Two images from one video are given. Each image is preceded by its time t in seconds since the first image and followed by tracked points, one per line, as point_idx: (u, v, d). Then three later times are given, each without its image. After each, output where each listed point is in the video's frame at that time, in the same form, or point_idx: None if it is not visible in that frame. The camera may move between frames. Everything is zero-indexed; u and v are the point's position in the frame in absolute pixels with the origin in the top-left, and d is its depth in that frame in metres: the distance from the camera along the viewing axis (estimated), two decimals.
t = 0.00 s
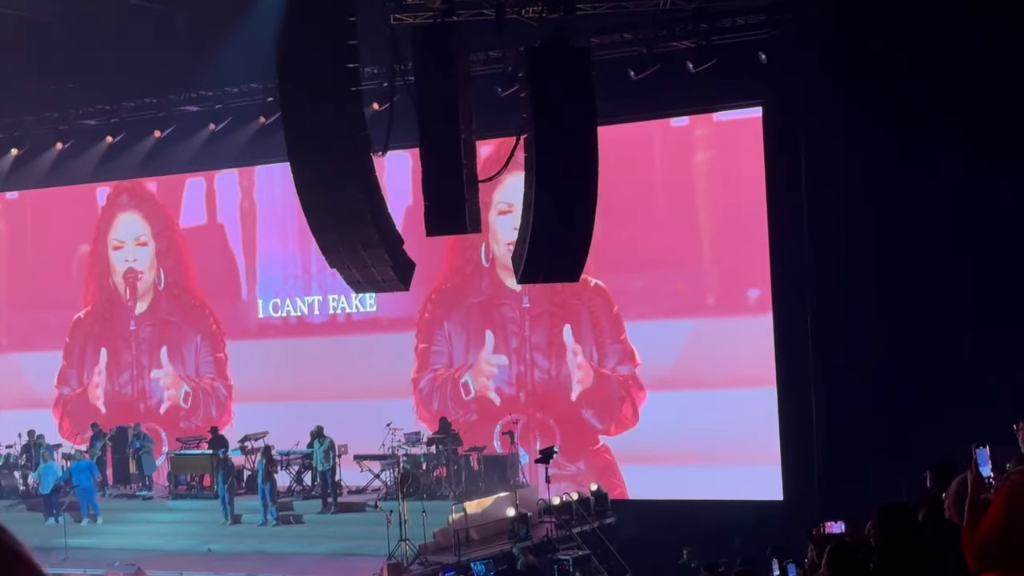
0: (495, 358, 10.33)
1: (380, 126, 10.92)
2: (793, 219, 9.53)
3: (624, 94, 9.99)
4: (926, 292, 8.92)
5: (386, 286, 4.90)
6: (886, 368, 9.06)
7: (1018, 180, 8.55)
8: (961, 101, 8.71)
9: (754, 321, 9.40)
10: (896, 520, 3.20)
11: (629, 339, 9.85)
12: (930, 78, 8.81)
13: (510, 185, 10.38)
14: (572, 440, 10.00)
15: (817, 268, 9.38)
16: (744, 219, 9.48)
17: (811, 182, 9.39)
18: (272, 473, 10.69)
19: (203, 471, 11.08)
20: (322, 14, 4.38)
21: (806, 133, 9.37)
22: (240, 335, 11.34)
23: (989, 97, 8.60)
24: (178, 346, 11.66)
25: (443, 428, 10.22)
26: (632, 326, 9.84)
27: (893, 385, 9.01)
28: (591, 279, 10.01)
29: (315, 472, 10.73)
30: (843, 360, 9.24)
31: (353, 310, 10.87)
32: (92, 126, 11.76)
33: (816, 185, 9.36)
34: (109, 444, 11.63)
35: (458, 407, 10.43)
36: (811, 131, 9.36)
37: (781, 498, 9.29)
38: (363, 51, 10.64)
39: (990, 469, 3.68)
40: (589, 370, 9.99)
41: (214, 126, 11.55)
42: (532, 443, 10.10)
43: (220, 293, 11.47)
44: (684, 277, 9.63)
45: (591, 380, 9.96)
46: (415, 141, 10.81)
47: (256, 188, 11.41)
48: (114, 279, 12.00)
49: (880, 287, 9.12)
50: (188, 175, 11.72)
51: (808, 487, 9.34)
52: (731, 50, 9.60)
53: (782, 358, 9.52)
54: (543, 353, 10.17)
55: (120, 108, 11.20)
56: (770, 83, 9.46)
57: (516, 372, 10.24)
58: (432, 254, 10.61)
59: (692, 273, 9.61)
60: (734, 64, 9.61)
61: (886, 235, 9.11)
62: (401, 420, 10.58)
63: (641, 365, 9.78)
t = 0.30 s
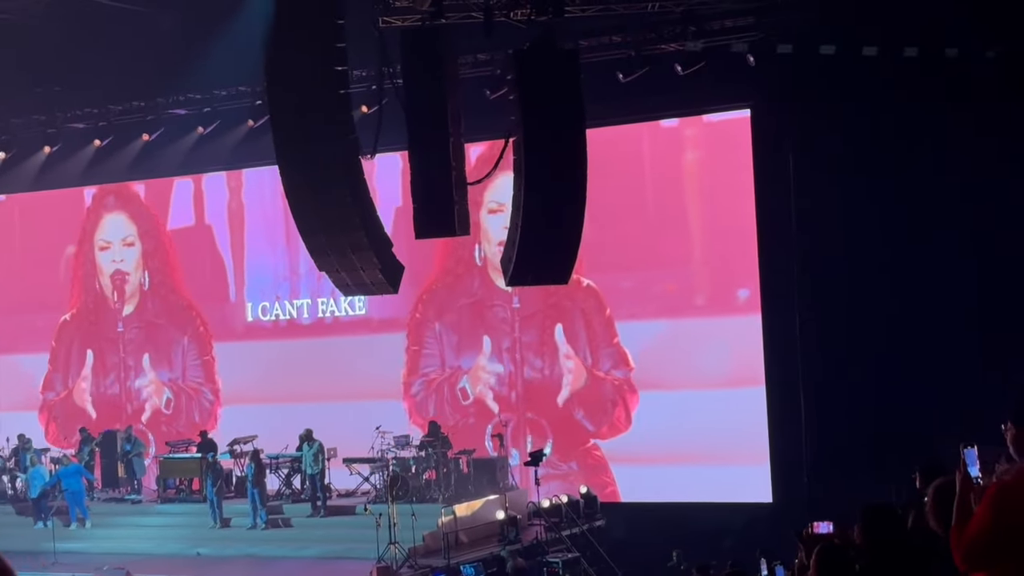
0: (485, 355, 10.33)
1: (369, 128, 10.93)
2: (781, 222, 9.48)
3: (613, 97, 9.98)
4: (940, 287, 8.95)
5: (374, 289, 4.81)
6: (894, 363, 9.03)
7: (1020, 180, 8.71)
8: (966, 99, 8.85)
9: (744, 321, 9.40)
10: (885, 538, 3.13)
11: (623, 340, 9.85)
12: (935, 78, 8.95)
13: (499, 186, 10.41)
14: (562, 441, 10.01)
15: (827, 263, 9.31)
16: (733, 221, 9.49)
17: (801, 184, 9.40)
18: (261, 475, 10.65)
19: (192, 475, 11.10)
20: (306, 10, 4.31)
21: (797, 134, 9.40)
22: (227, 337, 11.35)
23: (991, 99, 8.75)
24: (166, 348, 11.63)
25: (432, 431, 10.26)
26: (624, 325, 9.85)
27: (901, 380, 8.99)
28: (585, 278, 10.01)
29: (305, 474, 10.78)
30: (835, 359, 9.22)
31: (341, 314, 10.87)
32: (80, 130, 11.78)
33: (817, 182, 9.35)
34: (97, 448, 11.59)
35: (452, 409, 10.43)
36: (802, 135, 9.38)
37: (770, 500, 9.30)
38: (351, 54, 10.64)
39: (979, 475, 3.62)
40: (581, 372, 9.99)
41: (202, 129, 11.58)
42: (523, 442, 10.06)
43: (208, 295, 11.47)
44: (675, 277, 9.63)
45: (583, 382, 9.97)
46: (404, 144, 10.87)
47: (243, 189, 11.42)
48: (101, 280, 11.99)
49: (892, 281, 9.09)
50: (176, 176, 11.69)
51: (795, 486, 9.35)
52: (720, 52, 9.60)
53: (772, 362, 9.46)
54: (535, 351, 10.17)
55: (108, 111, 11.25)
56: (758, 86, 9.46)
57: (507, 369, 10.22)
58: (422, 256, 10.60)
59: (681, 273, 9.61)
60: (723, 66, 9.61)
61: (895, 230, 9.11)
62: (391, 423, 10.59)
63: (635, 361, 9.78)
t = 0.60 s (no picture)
0: (476, 353, 10.34)
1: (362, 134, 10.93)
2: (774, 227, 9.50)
3: (606, 103, 9.98)
4: (935, 284, 8.90)
5: (367, 294, 4.82)
6: (891, 357, 9.02)
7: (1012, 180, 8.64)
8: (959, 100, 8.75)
9: (738, 321, 9.41)
10: (871, 543, 3.08)
11: (618, 337, 9.85)
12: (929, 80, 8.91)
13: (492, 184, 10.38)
14: (553, 440, 10.02)
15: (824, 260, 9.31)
16: (724, 223, 9.49)
17: (794, 189, 9.41)
18: (254, 480, 10.56)
19: (185, 480, 11.01)
20: (300, 13, 4.23)
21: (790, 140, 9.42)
22: (222, 340, 11.34)
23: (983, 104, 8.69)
24: (159, 351, 11.60)
25: (425, 436, 10.20)
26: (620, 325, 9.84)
27: (898, 377, 8.98)
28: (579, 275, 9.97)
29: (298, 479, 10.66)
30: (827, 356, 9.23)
31: (334, 319, 10.87)
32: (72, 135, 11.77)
33: (812, 185, 9.35)
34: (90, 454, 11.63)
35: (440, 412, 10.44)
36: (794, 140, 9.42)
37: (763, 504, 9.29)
38: (344, 58, 10.66)
39: (966, 482, 3.58)
40: (575, 370, 10.00)
41: (195, 134, 11.55)
42: (515, 440, 10.09)
43: (201, 296, 11.45)
44: (669, 277, 9.64)
45: (576, 384, 9.98)
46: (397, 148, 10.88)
47: (236, 191, 11.41)
48: (93, 280, 11.96)
49: (886, 284, 9.08)
50: (170, 179, 11.66)
51: (789, 487, 9.32)
52: (712, 58, 9.61)
53: (763, 364, 9.47)
54: (528, 348, 10.17)
55: (100, 116, 11.13)
56: (750, 91, 9.48)
57: (498, 365, 10.25)
58: (412, 256, 10.61)
59: (675, 274, 9.62)
60: (715, 72, 9.62)
61: (893, 226, 9.07)
62: (382, 428, 10.59)
63: (631, 357, 9.79)
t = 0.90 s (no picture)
0: (466, 358, 10.35)
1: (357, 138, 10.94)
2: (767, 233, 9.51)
3: (601, 108, 10.00)
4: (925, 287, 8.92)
5: (361, 299, 4.73)
6: (896, 363, 8.98)
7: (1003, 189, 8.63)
8: (958, 103, 8.71)
9: (729, 327, 9.42)
10: (870, 550, 3.08)
11: (608, 342, 9.86)
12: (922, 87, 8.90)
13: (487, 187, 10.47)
14: (545, 444, 10.03)
15: (817, 263, 9.31)
16: (713, 228, 9.54)
17: (789, 194, 9.41)
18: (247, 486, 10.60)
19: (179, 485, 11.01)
20: (291, 17, 4.24)
21: (785, 145, 9.43)
22: (220, 344, 11.32)
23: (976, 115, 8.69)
24: (157, 355, 11.58)
25: (420, 440, 10.18)
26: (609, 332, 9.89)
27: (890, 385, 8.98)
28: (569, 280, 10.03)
29: (292, 484, 10.63)
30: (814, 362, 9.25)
31: (330, 324, 10.86)
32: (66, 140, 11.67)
33: (807, 190, 9.34)
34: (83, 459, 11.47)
35: (431, 414, 10.46)
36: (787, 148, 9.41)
37: (756, 509, 9.28)
38: (339, 63, 10.66)
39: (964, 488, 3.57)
40: (568, 374, 10.00)
41: (189, 138, 11.51)
42: (506, 444, 10.10)
43: (198, 300, 11.49)
44: (658, 283, 9.66)
45: (570, 388, 9.98)
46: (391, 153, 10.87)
47: (233, 195, 11.43)
48: (90, 282, 11.95)
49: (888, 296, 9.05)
50: (165, 184, 11.66)
51: (783, 498, 9.30)
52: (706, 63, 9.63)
53: (757, 367, 9.46)
54: (518, 353, 10.18)
55: (94, 120, 11.00)
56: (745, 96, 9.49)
57: (488, 370, 10.24)
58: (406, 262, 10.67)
59: (665, 279, 9.65)
60: (710, 77, 9.63)
61: (883, 234, 9.08)
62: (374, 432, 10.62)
63: (627, 368, 9.76)
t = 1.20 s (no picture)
0: (455, 364, 10.37)
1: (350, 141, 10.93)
2: (761, 236, 9.56)
3: (594, 112, 10.00)
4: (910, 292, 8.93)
5: (354, 302, 4.48)
6: (890, 364, 8.97)
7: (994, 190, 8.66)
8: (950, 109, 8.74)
9: (717, 333, 9.50)
10: (862, 554, 3.08)
11: (597, 348, 9.90)
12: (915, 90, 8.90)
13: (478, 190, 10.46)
14: (535, 449, 10.04)
15: (810, 268, 9.31)
16: (704, 233, 9.59)
17: (782, 199, 9.42)
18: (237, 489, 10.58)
19: (172, 487, 10.98)
20: (285, 18, 4.02)
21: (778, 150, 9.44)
22: (214, 348, 11.33)
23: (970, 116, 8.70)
24: (152, 358, 11.55)
25: (413, 444, 10.22)
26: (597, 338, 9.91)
27: (875, 391, 9.00)
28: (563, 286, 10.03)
29: (284, 487, 10.64)
30: (803, 369, 9.28)
31: (325, 328, 10.88)
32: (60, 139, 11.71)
33: (799, 195, 9.35)
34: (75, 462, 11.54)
35: (421, 419, 10.49)
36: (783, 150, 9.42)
37: (747, 514, 9.34)
38: (333, 67, 10.68)
39: (959, 494, 3.57)
40: (557, 379, 10.02)
41: (182, 141, 11.54)
42: (494, 450, 10.13)
43: (193, 303, 11.47)
44: (647, 290, 9.73)
45: (559, 394, 9.99)
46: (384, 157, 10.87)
47: (229, 200, 11.43)
48: (85, 285, 11.90)
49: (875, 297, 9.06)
50: (160, 187, 11.66)
51: (773, 502, 9.33)
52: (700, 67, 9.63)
53: (749, 372, 9.51)
54: (507, 358, 10.19)
55: (87, 122, 11.25)
56: (738, 100, 9.49)
57: (477, 376, 10.27)
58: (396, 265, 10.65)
59: (653, 286, 9.72)
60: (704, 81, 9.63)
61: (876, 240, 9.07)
62: (365, 436, 10.64)
63: (614, 373, 9.82)
